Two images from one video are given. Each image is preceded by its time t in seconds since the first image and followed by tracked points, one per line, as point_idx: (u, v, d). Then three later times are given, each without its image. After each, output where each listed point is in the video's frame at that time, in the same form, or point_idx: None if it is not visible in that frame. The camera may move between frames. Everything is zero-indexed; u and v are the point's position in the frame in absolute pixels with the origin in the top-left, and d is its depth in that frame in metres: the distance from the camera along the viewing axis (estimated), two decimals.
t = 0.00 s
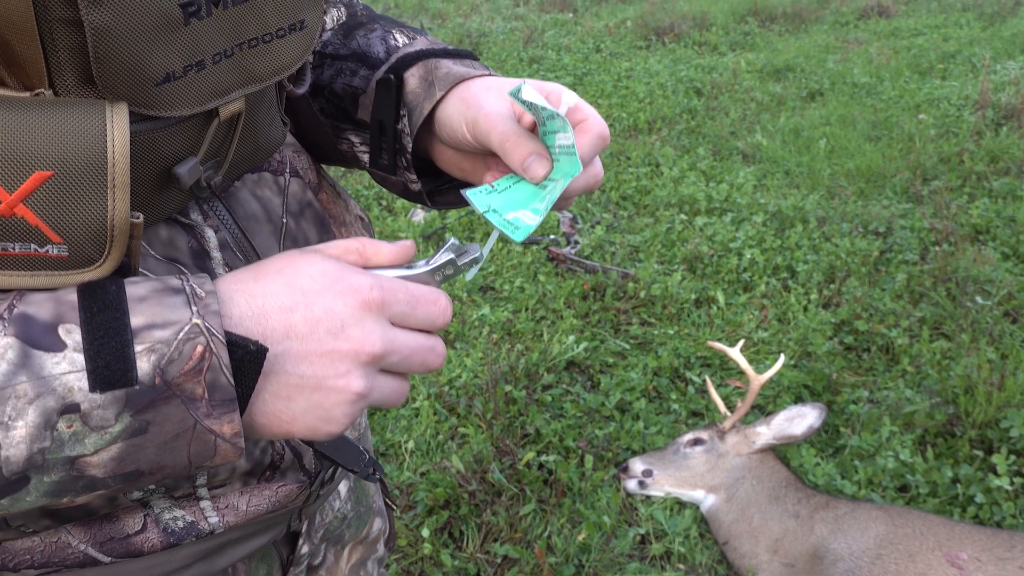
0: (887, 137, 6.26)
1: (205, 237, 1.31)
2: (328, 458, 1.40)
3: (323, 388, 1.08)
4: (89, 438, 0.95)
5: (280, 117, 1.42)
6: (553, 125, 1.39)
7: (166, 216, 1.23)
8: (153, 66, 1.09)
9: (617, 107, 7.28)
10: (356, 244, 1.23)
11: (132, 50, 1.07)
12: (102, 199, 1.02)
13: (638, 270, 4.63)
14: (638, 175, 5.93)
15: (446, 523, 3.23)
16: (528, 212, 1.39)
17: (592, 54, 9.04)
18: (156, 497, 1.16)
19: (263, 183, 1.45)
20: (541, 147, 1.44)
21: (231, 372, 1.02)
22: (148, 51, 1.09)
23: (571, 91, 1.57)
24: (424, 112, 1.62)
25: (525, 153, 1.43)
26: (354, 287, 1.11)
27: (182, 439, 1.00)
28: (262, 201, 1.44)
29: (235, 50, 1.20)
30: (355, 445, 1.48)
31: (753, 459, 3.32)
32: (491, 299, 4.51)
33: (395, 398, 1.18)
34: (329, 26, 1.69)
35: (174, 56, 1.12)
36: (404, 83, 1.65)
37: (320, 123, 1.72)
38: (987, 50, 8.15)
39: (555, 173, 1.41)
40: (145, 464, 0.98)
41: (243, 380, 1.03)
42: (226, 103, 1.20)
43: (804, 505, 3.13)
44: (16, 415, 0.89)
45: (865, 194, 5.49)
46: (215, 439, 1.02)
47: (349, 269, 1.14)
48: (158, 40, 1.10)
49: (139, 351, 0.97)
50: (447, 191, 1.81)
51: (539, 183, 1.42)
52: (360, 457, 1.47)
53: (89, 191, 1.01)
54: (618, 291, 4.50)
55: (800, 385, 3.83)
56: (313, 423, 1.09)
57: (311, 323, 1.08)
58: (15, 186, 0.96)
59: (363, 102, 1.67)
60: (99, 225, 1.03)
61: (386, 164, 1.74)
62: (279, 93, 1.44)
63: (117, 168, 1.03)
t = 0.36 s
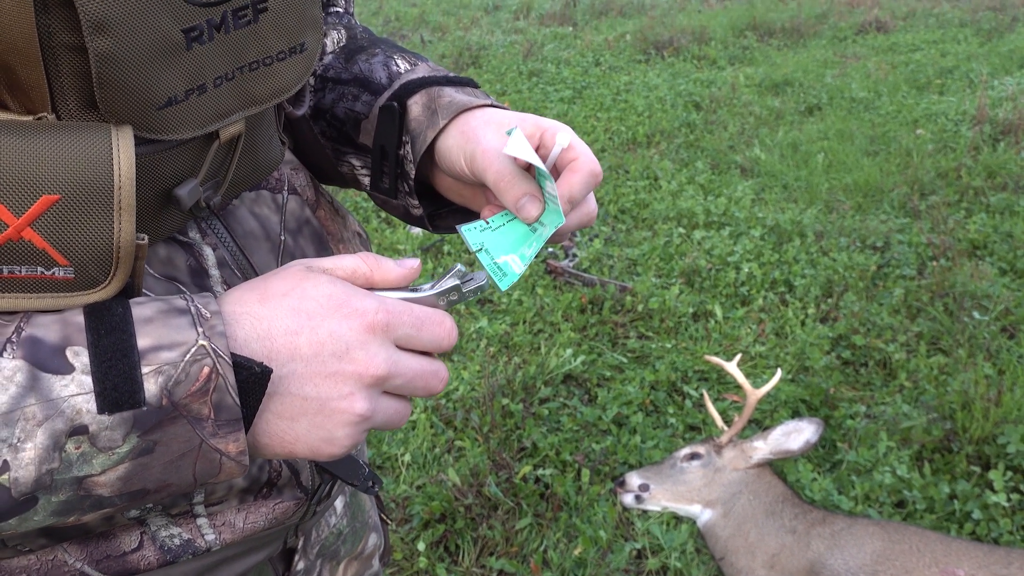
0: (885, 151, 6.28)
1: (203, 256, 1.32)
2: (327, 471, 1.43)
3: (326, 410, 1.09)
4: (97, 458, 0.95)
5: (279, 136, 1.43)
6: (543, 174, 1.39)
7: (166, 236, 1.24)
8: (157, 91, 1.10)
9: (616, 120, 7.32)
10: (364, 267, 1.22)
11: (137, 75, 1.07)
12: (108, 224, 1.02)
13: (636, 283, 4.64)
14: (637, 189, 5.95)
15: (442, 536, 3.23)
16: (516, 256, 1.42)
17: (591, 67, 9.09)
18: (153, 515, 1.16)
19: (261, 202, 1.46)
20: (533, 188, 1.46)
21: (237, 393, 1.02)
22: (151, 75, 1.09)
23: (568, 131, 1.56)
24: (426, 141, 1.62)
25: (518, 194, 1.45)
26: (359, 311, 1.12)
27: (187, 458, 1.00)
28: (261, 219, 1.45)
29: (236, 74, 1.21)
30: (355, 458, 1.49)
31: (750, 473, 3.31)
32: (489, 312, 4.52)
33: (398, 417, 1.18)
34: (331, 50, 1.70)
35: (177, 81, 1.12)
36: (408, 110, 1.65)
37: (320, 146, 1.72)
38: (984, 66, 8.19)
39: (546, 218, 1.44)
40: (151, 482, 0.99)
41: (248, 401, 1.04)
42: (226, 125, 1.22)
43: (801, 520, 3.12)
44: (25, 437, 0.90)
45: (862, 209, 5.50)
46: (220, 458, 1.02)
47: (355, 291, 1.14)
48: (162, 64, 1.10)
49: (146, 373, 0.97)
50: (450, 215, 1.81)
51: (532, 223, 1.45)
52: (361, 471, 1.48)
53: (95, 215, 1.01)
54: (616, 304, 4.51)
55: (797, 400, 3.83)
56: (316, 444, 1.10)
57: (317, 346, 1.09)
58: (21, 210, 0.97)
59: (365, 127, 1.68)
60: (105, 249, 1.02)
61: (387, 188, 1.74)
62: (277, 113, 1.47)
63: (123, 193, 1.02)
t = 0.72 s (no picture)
0: (882, 150, 6.29)
1: (193, 263, 1.31)
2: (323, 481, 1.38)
3: (320, 419, 1.07)
4: (87, 471, 0.94)
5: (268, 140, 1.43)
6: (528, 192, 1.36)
7: (154, 244, 1.24)
8: (143, 97, 1.10)
9: (612, 123, 7.32)
10: (358, 272, 1.22)
11: (122, 82, 1.07)
12: (95, 230, 1.01)
13: (635, 286, 4.63)
14: (635, 191, 5.95)
15: (444, 542, 3.22)
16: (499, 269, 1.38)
17: (587, 70, 9.10)
18: (147, 526, 1.15)
19: (251, 208, 1.45)
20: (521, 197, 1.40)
21: (229, 402, 1.01)
22: (137, 83, 1.09)
23: (554, 137, 1.55)
24: (415, 146, 1.61)
25: (504, 204, 1.41)
26: (354, 318, 1.11)
27: (180, 468, 1.00)
28: (252, 225, 1.44)
29: (223, 79, 1.20)
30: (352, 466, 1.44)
31: (752, 474, 3.29)
32: (488, 316, 4.52)
33: (391, 425, 1.18)
34: (321, 55, 1.71)
35: (163, 87, 1.12)
36: (397, 115, 1.64)
37: (312, 151, 1.73)
38: (980, 64, 8.20)
39: (531, 229, 1.41)
40: (143, 495, 0.99)
41: (240, 410, 1.03)
42: (214, 132, 1.22)
43: (804, 520, 3.10)
44: (13, 450, 0.89)
45: (861, 208, 5.50)
46: (213, 468, 1.02)
47: (349, 298, 1.13)
48: (147, 71, 1.10)
49: (136, 384, 0.97)
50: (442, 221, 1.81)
51: (517, 234, 1.41)
52: (357, 480, 1.43)
53: (82, 224, 1.00)
54: (615, 307, 4.51)
55: (799, 400, 3.82)
56: (310, 453, 1.08)
57: (311, 353, 1.08)
58: (6, 220, 0.95)
59: (354, 132, 1.67)
60: (92, 257, 1.01)
61: (378, 194, 1.74)
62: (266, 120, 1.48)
63: (110, 200, 1.01)
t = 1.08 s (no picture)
0: (880, 149, 6.28)
1: (181, 271, 1.31)
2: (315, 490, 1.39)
3: (309, 426, 1.07)
4: (72, 481, 0.93)
5: (255, 149, 1.43)
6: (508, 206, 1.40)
7: (141, 252, 1.24)
8: (124, 106, 1.09)
9: (609, 126, 7.33)
10: (346, 277, 1.21)
11: (102, 91, 1.06)
12: (78, 239, 1.01)
13: (634, 288, 4.63)
14: (632, 193, 5.95)
15: (444, 548, 3.21)
16: (476, 280, 1.36)
17: (584, 74, 9.11)
18: (137, 538, 1.13)
19: (239, 216, 1.45)
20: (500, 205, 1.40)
21: (215, 410, 1.01)
22: (118, 92, 1.08)
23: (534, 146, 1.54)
24: (399, 153, 1.61)
25: (484, 212, 1.40)
26: (342, 323, 1.11)
27: (166, 478, 0.99)
28: (240, 232, 1.44)
29: (206, 87, 1.20)
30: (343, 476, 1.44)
31: (753, 475, 3.28)
32: (487, 320, 4.51)
33: (380, 432, 1.17)
34: (307, 61, 1.72)
35: (145, 96, 1.11)
36: (381, 122, 1.64)
37: (298, 159, 1.74)
38: (977, 62, 8.21)
39: (509, 239, 1.40)
40: (129, 506, 0.98)
41: (227, 418, 1.03)
42: (198, 140, 1.21)
43: (805, 521, 3.09)
44: None
45: (859, 208, 5.49)
46: (200, 478, 1.01)
47: (337, 303, 1.13)
48: (128, 79, 1.09)
49: (121, 394, 0.96)
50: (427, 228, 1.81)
51: (497, 243, 1.40)
52: (348, 489, 1.44)
53: (64, 233, 1.00)
54: (614, 310, 4.50)
55: (799, 401, 3.81)
56: (298, 461, 1.07)
57: (298, 359, 1.07)
58: None
59: (339, 139, 1.67)
60: (74, 266, 1.01)
61: (364, 202, 1.74)
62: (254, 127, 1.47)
63: (92, 208, 1.02)
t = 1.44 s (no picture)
0: (876, 145, 6.28)
1: (164, 265, 1.31)
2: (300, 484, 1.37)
3: (290, 417, 1.07)
4: (48, 475, 0.93)
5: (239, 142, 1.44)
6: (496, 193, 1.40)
7: (121, 245, 1.24)
8: (101, 97, 1.09)
9: (606, 123, 7.32)
10: (327, 268, 1.21)
11: (77, 81, 1.05)
12: (53, 229, 1.00)
13: (631, 285, 4.62)
14: (629, 190, 5.94)
15: (441, 546, 3.20)
16: (462, 268, 1.37)
17: (580, 72, 9.11)
18: (122, 533, 1.14)
19: (224, 208, 1.44)
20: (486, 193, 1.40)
21: (194, 402, 1.01)
22: (93, 82, 1.08)
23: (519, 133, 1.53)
24: (383, 144, 1.61)
25: (469, 200, 1.40)
26: (322, 313, 1.10)
27: (145, 471, 0.99)
28: (224, 226, 1.43)
29: (185, 78, 1.20)
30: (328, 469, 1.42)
31: (750, 471, 3.29)
32: (484, 318, 4.51)
33: (363, 423, 1.17)
34: (292, 54, 1.72)
35: (122, 85, 1.11)
36: (365, 113, 1.64)
37: (284, 152, 1.74)
38: (973, 57, 8.20)
39: (495, 226, 1.41)
40: (107, 499, 0.97)
41: (206, 410, 1.03)
42: (178, 131, 1.22)
43: (802, 516, 3.09)
44: None
45: (856, 203, 5.49)
46: (180, 471, 1.01)
47: (318, 293, 1.13)
48: (104, 69, 1.09)
49: (97, 385, 0.95)
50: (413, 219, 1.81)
51: (482, 231, 1.40)
52: (333, 482, 1.42)
53: (38, 224, 0.99)
54: (611, 306, 4.50)
55: (796, 396, 3.80)
56: (280, 453, 1.08)
57: (278, 350, 1.07)
58: None
59: (323, 131, 1.67)
60: (51, 258, 1.00)
61: (349, 194, 1.73)
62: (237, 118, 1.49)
63: (68, 199, 1.01)
